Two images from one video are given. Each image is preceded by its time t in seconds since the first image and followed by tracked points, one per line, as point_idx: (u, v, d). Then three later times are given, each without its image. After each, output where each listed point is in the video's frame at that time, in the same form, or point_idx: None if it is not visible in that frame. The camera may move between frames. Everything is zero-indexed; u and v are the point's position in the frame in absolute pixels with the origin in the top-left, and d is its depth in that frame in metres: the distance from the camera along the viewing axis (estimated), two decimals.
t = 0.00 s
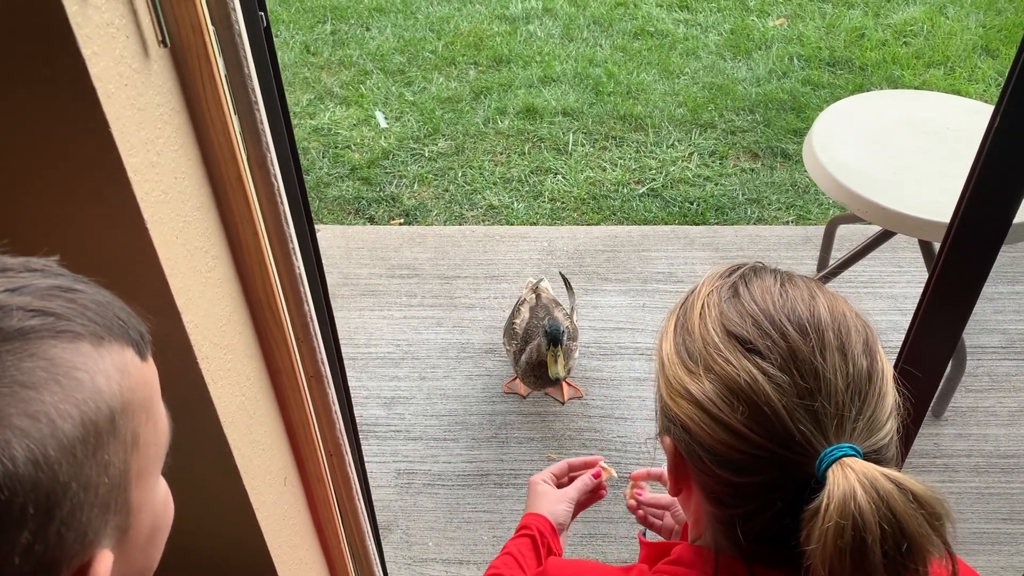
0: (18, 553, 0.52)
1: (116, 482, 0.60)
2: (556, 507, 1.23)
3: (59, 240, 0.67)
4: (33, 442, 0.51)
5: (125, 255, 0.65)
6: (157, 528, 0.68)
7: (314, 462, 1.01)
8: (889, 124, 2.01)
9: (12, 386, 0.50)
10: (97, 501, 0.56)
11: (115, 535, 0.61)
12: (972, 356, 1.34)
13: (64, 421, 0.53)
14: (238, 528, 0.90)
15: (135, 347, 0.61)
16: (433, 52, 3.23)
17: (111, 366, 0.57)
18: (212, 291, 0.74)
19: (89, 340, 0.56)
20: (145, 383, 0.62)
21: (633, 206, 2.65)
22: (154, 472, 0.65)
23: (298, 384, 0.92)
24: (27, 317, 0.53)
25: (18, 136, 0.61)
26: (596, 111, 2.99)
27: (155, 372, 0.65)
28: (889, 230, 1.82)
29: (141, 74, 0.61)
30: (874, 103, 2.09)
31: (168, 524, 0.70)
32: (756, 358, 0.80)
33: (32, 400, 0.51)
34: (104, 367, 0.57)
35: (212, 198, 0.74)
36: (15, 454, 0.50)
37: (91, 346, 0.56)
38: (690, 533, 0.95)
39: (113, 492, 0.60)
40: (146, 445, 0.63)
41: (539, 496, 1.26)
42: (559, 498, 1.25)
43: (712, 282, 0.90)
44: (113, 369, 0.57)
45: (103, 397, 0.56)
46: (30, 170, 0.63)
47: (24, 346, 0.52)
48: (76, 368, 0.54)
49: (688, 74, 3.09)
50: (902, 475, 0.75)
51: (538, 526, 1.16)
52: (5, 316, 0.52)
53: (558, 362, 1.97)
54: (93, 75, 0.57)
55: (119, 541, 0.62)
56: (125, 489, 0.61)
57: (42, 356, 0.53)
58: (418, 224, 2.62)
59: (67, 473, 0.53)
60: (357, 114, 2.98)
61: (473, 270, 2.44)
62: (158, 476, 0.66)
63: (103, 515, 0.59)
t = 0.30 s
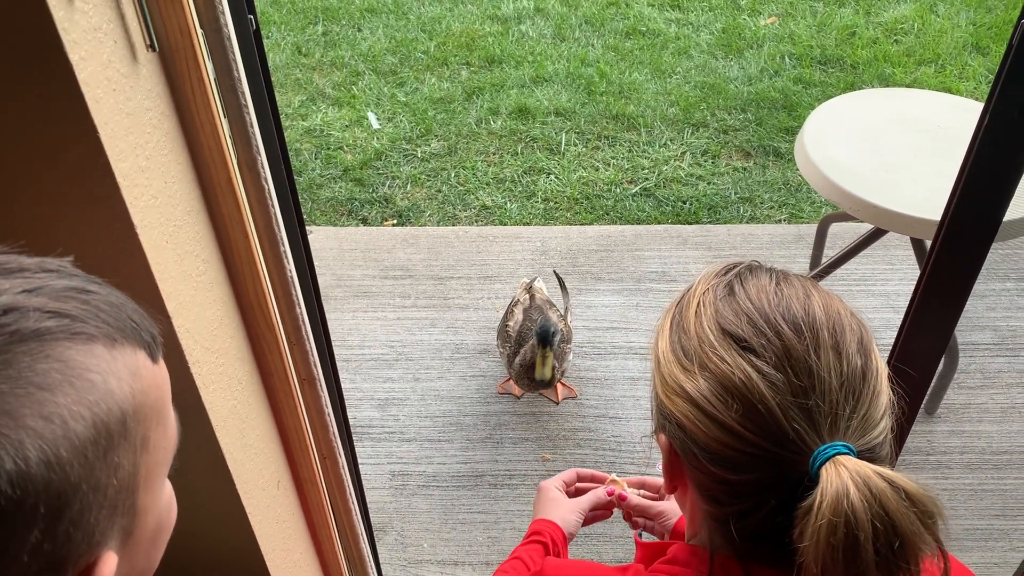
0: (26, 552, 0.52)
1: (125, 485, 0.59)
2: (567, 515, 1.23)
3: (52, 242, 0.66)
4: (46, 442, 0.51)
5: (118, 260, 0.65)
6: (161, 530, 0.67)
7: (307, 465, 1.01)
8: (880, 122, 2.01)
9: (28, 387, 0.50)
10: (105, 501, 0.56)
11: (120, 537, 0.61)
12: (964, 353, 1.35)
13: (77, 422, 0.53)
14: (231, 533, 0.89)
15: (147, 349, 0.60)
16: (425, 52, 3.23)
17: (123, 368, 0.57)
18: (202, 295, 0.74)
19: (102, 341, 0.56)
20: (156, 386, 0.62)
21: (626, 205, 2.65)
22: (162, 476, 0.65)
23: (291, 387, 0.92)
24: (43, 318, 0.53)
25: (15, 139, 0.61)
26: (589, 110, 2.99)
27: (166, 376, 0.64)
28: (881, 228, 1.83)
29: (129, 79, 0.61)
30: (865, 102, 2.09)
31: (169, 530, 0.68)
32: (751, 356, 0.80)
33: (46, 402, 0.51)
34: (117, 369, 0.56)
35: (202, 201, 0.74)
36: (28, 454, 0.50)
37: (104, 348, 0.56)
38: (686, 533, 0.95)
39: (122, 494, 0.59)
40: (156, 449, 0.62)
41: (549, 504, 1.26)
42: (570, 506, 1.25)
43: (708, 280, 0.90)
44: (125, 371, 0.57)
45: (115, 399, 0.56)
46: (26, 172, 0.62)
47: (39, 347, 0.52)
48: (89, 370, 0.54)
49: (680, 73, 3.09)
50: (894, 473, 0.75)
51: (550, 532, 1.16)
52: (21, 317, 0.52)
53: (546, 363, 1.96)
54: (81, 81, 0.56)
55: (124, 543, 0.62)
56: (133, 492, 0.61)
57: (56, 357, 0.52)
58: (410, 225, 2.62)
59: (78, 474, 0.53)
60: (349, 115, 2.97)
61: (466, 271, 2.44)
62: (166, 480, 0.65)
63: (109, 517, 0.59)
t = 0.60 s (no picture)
0: (26, 526, 0.52)
1: (125, 464, 0.59)
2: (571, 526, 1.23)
3: (42, 232, 0.66)
4: (46, 419, 0.51)
5: (112, 256, 0.64)
6: (161, 512, 0.67)
7: (302, 462, 1.00)
8: (874, 119, 2.02)
9: (28, 365, 0.50)
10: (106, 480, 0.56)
11: (121, 516, 0.61)
12: (958, 349, 1.35)
13: (77, 400, 0.53)
14: (227, 529, 0.89)
15: (147, 331, 0.60)
16: (419, 50, 3.23)
17: (123, 350, 0.57)
18: (196, 292, 0.74)
19: (102, 322, 0.56)
20: (157, 368, 0.61)
21: (621, 203, 2.65)
22: (163, 460, 0.64)
23: (285, 384, 0.92)
24: (43, 298, 0.53)
25: (8, 133, 0.60)
26: (584, 108, 2.99)
27: (167, 357, 0.64)
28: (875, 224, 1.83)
29: (121, 75, 0.61)
30: (859, 99, 2.10)
31: (168, 514, 0.68)
32: (748, 346, 0.80)
33: (46, 379, 0.51)
34: (117, 349, 0.56)
35: (196, 198, 0.73)
36: (27, 431, 0.50)
37: (105, 329, 0.56)
38: (684, 526, 0.95)
39: (122, 473, 0.59)
40: (157, 429, 0.62)
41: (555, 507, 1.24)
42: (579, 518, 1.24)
43: (707, 273, 0.90)
44: (126, 353, 0.57)
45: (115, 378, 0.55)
46: (20, 165, 0.62)
47: (40, 327, 0.52)
48: (88, 349, 0.54)
49: (675, 70, 3.10)
50: (890, 462, 0.76)
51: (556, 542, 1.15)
52: (20, 297, 0.52)
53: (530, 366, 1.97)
54: (73, 77, 0.56)
55: (123, 522, 0.62)
56: (133, 471, 0.61)
57: (56, 338, 0.52)
58: (405, 224, 2.61)
59: (78, 451, 0.53)
60: (343, 113, 2.96)
61: (461, 269, 2.44)
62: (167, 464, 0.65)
63: (109, 495, 0.58)
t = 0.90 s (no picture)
0: (25, 510, 0.51)
1: (120, 453, 0.59)
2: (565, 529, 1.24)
3: (33, 228, 0.66)
4: (45, 402, 0.51)
5: (108, 255, 0.64)
6: (154, 506, 0.66)
7: (298, 462, 1.00)
8: (869, 115, 2.02)
9: (27, 350, 0.50)
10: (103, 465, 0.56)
11: (117, 505, 0.60)
12: (954, 344, 1.36)
13: (75, 385, 0.53)
14: (223, 528, 0.89)
15: (141, 324, 0.60)
16: (415, 49, 3.22)
17: (119, 340, 0.57)
18: (191, 292, 0.74)
19: (98, 312, 0.56)
20: (151, 361, 0.61)
21: (617, 201, 2.66)
22: (157, 451, 0.64)
23: (281, 384, 0.92)
24: (42, 287, 0.53)
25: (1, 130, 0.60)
26: (580, 106, 2.99)
27: (160, 352, 0.64)
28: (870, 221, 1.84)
29: (114, 73, 0.60)
30: (855, 96, 2.10)
31: (160, 509, 0.67)
32: (746, 344, 0.81)
33: (45, 363, 0.51)
34: (112, 339, 0.56)
35: (190, 196, 0.73)
36: (28, 414, 0.50)
37: (101, 319, 0.56)
38: (681, 525, 0.95)
39: (118, 462, 0.59)
40: (150, 421, 0.62)
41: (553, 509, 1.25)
42: (573, 520, 1.24)
43: (705, 271, 0.90)
44: (121, 343, 0.57)
45: (111, 366, 0.56)
46: (12, 161, 0.62)
47: (38, 314, 0.52)
48: (85, 338, 0.54)
49: (670, 68, 3.10)
50: (888, 460, 0.76)
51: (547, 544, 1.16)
52: (20, 285, 0.52)
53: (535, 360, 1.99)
54: (65, 75, 0.56)
55: (120, 510, 0.61)
56: (128, 461, 0.60)
57: (55, 325, 0.53)
58: (401, 222, 2.61)
59: (77, 435, 0.53)
60: (339, 112, 2.96)
61: (458, 268, 2.44)
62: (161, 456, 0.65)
63: (106, 482, 0.58)
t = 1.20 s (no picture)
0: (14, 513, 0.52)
1: (109, 457, 0.59)
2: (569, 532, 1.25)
3: (24, 232, 0.66)
4: (33, 406, 0.51)
5: (104, 259, 0.64)
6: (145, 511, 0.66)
7: (296, 463, 1.01)
8: (863, 112, 2.03)
9: (15, 353, 0.51)
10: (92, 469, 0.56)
11: (106, 509, 0.61)
12: (950, 340, 1.36)
13: (64, 389, 0.53)
14: (220, 530, 0.89)
15: (132, 328, 0.60)
16: (409, 49, 3.22)
17: (109, 344, 0.57)
18: (186, 294, 0.74)
19: (88, 316, 0.56)
20: (142, 364, 0.61)
21: (612, 199, 2.66)
22: (147, 455, 0.64)
23: (277, 385, 0.92)
24: (30, 291, 0.53)
25: None
26: (575, 105, 2.99)
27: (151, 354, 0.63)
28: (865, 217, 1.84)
29: (108, 76, 0.61)
30: (849, 93, 2.11)
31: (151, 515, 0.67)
32: (737, 340, 0.81)
33: (32, 366, 0.51)
34: (102, 342, 0.56)
35: (185, 197, 0.73)
36: (16, 417, 0.50)
37: (90, 323, 0.56)
38: (677, 520, 0.96)
39: (107, 466, 0.59)
40: (141, 425, 0.62)
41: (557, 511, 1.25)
42: (577, 524, 1.26)
43: (696, 268, 0.90)
44: (111, 346, 0.57)
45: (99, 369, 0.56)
46: (6, 165, 0.62)
47: (27, 317, 0.52)
48: (75, 341, 0.54)
49: (665, 66, 3.10)
50: (878, 452, 0.76)
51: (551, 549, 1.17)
52: (9, 289, 0.52)
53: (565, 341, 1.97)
54: (58, 78, 0.56)
55: (109, 514, 0.61)
56: (118, 465, 0.60)
57: (43, 328, 0.53)
58: (398, 223, 2.61)
59: (64, 438, 0.53)
60: (334, 113, 2.96)
61: (454, 268, 2.44)
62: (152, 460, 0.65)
63: (95, 486, 0.58)
